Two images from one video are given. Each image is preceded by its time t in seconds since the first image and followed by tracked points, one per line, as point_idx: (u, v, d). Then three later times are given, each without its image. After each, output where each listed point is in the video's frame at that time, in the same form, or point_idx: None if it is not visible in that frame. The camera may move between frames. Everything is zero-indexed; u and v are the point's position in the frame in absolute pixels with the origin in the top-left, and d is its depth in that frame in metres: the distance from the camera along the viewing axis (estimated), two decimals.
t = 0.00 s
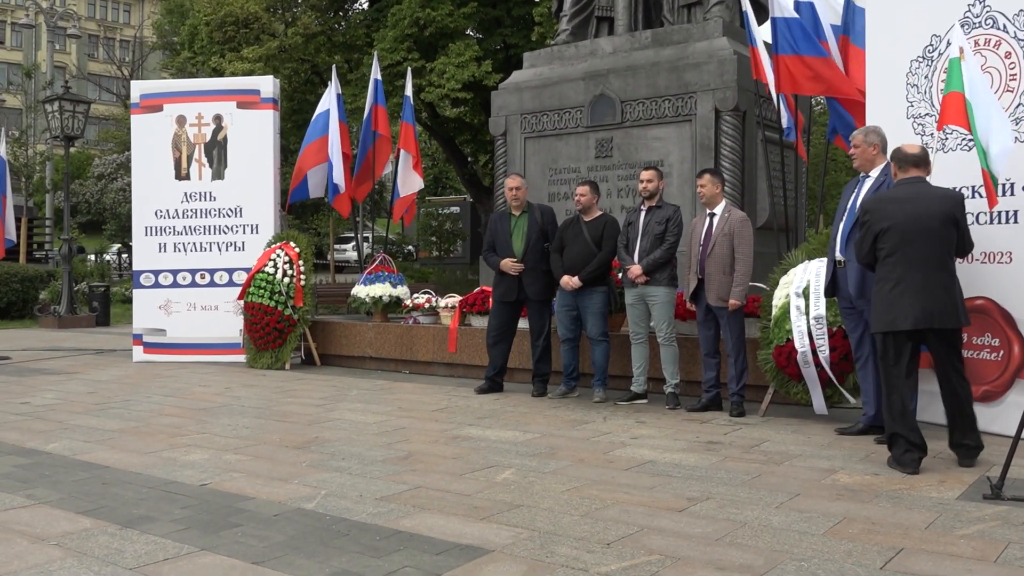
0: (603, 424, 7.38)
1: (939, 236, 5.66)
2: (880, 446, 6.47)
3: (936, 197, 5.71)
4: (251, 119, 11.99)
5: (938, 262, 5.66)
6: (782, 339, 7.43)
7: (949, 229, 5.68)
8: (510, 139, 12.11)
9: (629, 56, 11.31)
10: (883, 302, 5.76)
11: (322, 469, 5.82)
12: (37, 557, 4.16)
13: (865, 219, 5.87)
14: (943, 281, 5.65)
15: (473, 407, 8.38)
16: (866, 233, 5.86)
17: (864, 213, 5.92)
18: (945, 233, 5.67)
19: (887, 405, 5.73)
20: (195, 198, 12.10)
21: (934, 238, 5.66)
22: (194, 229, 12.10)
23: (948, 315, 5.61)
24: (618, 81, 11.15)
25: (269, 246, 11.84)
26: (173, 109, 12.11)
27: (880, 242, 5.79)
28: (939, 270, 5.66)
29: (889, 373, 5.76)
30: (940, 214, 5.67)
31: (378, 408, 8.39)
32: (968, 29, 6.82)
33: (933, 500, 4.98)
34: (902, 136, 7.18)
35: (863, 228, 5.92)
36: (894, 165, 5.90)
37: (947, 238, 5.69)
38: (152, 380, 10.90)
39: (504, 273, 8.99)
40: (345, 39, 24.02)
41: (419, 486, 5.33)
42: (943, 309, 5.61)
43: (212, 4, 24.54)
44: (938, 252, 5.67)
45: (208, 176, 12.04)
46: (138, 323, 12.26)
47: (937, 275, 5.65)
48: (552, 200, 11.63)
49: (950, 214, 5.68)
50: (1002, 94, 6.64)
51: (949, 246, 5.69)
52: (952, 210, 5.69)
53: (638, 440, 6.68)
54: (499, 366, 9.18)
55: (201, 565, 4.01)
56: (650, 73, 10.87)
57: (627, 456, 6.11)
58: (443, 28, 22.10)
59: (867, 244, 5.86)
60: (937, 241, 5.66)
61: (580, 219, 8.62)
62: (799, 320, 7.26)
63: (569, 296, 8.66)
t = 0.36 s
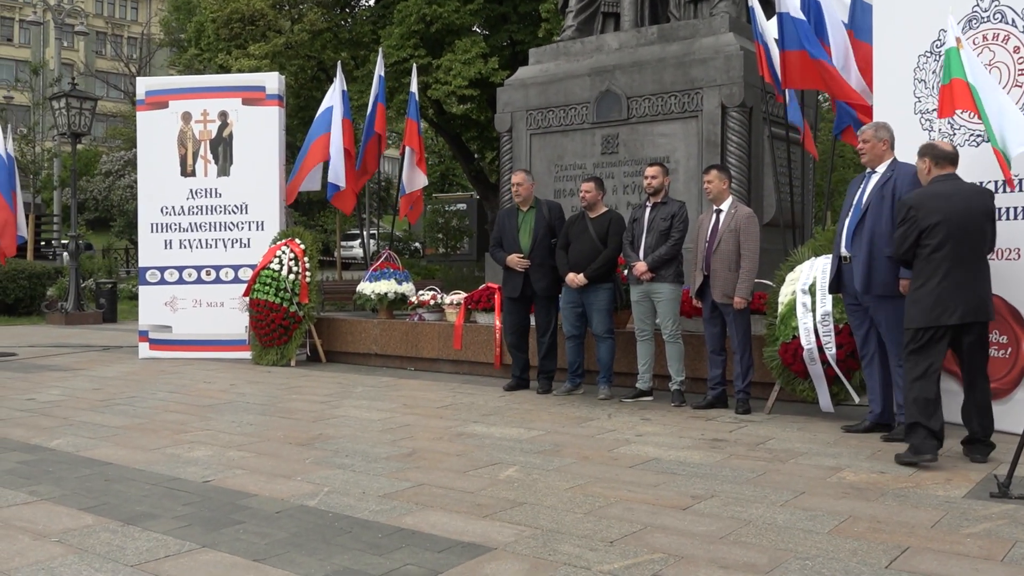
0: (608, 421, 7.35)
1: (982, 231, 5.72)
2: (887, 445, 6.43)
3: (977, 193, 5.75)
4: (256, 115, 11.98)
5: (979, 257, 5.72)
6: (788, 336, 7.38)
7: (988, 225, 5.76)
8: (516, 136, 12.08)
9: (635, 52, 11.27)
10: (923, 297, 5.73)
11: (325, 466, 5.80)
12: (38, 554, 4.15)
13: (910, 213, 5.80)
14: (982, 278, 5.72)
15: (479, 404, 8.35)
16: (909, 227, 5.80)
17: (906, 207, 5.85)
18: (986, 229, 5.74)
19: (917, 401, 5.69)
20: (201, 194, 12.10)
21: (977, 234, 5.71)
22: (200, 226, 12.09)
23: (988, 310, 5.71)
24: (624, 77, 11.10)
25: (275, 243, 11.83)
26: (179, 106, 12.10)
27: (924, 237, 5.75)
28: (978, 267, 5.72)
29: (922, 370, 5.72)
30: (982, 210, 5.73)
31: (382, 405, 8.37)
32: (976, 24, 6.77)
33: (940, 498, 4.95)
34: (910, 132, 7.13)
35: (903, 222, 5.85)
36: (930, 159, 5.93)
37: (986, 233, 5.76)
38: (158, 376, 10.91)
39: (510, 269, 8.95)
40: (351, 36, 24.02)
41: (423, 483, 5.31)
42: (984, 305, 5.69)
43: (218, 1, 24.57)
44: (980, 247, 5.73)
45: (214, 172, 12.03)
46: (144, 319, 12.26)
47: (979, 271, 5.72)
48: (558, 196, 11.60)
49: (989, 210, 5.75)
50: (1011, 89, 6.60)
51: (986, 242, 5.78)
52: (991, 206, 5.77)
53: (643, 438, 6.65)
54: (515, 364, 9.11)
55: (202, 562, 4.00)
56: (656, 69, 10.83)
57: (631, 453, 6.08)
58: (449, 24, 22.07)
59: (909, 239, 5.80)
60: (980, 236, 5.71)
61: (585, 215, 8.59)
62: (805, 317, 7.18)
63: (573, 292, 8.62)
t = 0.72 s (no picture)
0: (614, 423, 7.32)
1: (999, 229, 5.83)
2: (894, 447, 6.39)
3: (992, 191, 5.85)
4: (262, 116, 11.98)
5: (995, 254, 5.84)
6: (794, 337, 7.37)
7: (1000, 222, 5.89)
8: (522, 137, 12.06)
9: (641, 53, 11.24)
10: (951, 297, 5.77)
11: (330, 467, 5.78)
12: (41, 555, 4.14)
13: (940, 213, 5.75)
14: (998, 275, 5.85)
15: (484, 405, 8.34)
16: (938, 227, 5.76)
17: (933, 206, 5.79)
18: (1001, 226, 5.86)
19: (953, 398, 5.77)
20: (206, 196, 12.10)
21: (996, 231, 5.81)
22: (206, 227, 12.10)
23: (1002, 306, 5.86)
24: (629, 78, 11.08)
25: (280, 243, 11.83)
26: (185, 107, 12.10)
27: (954, 236, 5.74)
28: (994, 264, 5.84)
29: (952, 366, 5.79)
30: (998, 207, 5.83)
31: (387, 407, 8.35)
32: (984, 23, 6.72)
33: (947, 500, 4.91)
34: (916, 132, 7.09)
35: (930, 221, 5.79)
36: (950, 159, 5.88)
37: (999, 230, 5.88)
38: (163, 377, 10.91)
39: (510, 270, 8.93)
40: (357, 37, 24.22)
41: (427, 485, 5.29)
42: (1001, 301, 5.82)
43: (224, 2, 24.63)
44: (996, 244, 5.84)
45: (220, 174, 12.03)
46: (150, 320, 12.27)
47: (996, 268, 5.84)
48: (563, 198, 11.58)
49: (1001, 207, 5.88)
50: (1018, 90, 6.55)
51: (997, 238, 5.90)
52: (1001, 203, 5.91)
53: (648, 439, 6.62)
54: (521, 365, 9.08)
55: (205, 564, 3.98)
56: (662, 70, 10.80)
57: (637, 455, 6.05)
58: (455, 25, 22.04)
59: (938, 239, 5.76)
60: (997, 233, 5.82)
61: (587, 215, 8.56)
62: (811, 319, 7.18)
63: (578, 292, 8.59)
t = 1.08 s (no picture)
0: (621, 428, 7.30)
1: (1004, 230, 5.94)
2: (902, 452, 6.35)
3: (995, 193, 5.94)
4: (269, 121, 11.99)
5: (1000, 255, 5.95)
6: (801, 341, 7.32)
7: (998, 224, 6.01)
8: (528, 141, 12.06)
9: (647, 57, 11.23)
10: (979, 301, 5.71)
11: (336, 472, 5.78)
12: (47, 560, 4.14)
13: (972, 216, 5.67)
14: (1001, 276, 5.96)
15: (491, 409, 8.33)
16: (973, 231, 5.67)
17: (963, 207, 5.71)
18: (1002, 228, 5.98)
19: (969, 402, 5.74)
20: (214, 200, 12.12)
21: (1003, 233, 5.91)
22: (213, 231, 12.11)
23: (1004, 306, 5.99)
24: (636, 82, 11.06)
25: (287, 247, 11.84)
26: (192, 112, 12.12)
27: (982, 239, 5.70)
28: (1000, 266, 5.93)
29: (974, 369, 5.77)
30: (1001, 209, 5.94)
31: (393, 411, 8.34)
32: (992, 26, 6.70)
33: (955, 506, 4.89)
34: (924, 135, 7.08)
35: (962, 225, 5.70)
36: (962, 163, 5.88)
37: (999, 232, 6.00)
38: (170, 381, 10.92)
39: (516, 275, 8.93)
40: (363, 40, 23.74)
41: (432, 490, 5.28)
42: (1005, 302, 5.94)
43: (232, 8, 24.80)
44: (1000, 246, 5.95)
45: (226, 178, 12.05)
46: (157, 325, 12.29)
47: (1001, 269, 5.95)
48: (570, 202, 11.56)
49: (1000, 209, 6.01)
50: None
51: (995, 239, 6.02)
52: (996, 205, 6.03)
53: (655, 444, 6.60)
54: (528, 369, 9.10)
55: (210, 569, 3.98)
56: (668, 74, 10.79)
57: (644, 460, 6.03)
58: (463, 30, 22.06)
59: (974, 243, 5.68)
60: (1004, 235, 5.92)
61: (593, 220, 8.54)
62: (819, 323, 7.13)
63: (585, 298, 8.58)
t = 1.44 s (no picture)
0: (627, 433, 7.29)
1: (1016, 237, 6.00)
2: (909, 459, 6.32)
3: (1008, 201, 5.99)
4: (276, 126, 12.01)
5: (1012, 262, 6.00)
6: (809, 347, 7.29)
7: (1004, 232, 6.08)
8: (535, 146, 12.05)
9: (654, 62, 11.22)
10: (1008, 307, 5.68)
11: (342, 478, 5.77)
12: (54, 565, 4.14)
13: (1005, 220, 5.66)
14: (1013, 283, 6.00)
15: (497, 415, 8.32)
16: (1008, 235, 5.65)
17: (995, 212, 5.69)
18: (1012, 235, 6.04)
19: (986, 407, 5.69)
20: (221, 206, 12.14)
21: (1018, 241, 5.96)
22: (220, 236, 12.13)
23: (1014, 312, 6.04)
24: (643, 87, 11.05)
25: (294, 252, 11.85)
26: (199, 117, 12.15)
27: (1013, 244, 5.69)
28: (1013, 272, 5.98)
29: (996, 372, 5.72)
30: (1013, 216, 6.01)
31: (400, 416, 8.33)
32: (999, 31, 6.69)
33: (964, 512, 4.86)
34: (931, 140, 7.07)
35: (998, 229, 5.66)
36: (978, 169, 5.87)
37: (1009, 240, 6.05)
38: (177, 386, 10.93)
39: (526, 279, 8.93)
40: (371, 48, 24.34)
41: (438, 495, 5.27)
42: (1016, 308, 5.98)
43: (240, 13, 24.76)
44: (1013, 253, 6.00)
45: (234, 184, 12.07)
46: (164, 330, 12.31)
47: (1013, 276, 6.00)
48: (576, 207, 11.55)
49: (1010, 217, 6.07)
50: None
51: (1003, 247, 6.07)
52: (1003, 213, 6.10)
53: (661, 450, 6.58)
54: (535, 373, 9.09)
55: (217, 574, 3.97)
56: (675, 79, 10.78)
57: (650, 466, 6.01)
58: (470, 35, 22.08)
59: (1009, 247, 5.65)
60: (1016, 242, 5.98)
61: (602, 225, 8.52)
62: (826, 328, 7.12)
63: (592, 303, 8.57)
